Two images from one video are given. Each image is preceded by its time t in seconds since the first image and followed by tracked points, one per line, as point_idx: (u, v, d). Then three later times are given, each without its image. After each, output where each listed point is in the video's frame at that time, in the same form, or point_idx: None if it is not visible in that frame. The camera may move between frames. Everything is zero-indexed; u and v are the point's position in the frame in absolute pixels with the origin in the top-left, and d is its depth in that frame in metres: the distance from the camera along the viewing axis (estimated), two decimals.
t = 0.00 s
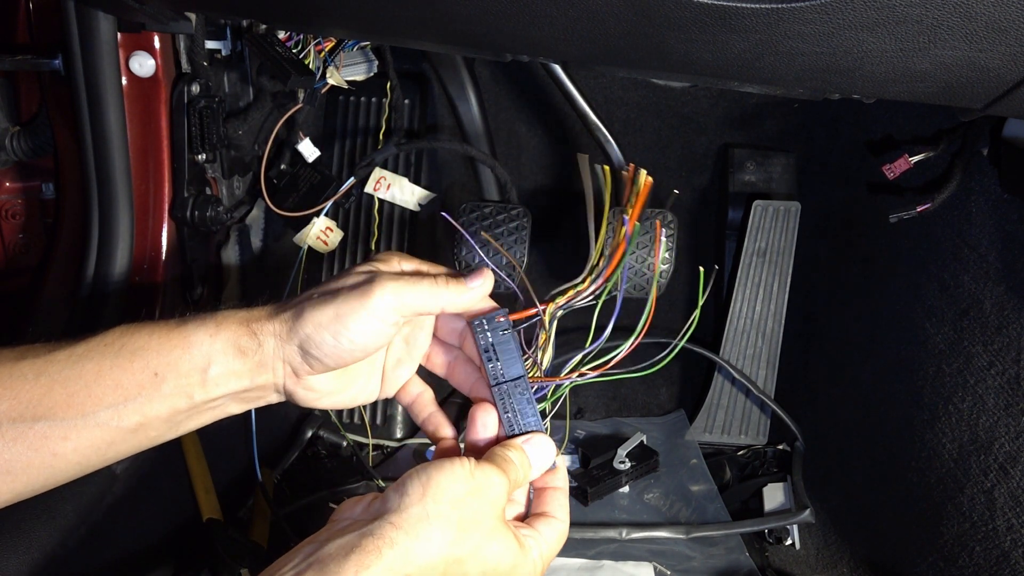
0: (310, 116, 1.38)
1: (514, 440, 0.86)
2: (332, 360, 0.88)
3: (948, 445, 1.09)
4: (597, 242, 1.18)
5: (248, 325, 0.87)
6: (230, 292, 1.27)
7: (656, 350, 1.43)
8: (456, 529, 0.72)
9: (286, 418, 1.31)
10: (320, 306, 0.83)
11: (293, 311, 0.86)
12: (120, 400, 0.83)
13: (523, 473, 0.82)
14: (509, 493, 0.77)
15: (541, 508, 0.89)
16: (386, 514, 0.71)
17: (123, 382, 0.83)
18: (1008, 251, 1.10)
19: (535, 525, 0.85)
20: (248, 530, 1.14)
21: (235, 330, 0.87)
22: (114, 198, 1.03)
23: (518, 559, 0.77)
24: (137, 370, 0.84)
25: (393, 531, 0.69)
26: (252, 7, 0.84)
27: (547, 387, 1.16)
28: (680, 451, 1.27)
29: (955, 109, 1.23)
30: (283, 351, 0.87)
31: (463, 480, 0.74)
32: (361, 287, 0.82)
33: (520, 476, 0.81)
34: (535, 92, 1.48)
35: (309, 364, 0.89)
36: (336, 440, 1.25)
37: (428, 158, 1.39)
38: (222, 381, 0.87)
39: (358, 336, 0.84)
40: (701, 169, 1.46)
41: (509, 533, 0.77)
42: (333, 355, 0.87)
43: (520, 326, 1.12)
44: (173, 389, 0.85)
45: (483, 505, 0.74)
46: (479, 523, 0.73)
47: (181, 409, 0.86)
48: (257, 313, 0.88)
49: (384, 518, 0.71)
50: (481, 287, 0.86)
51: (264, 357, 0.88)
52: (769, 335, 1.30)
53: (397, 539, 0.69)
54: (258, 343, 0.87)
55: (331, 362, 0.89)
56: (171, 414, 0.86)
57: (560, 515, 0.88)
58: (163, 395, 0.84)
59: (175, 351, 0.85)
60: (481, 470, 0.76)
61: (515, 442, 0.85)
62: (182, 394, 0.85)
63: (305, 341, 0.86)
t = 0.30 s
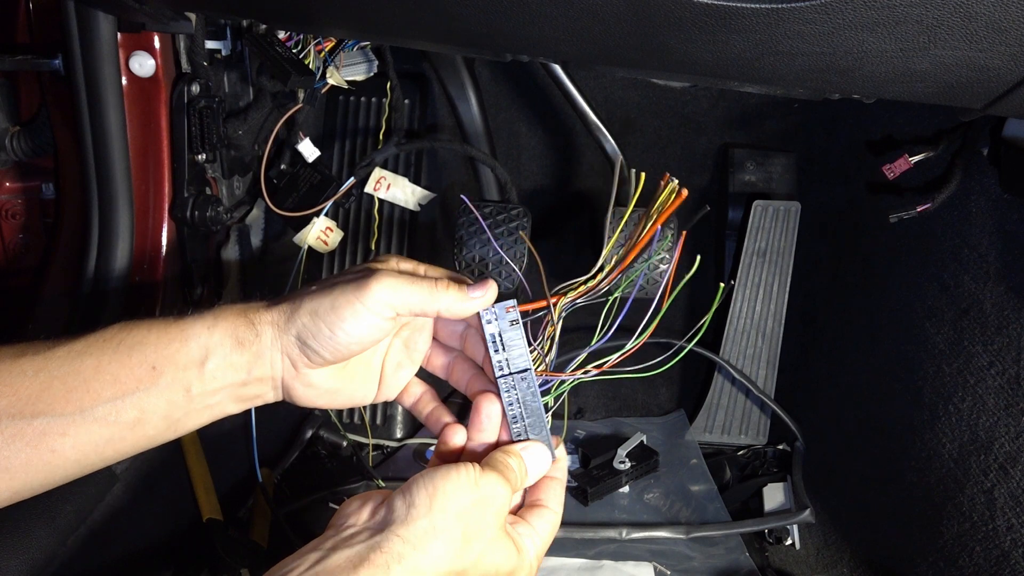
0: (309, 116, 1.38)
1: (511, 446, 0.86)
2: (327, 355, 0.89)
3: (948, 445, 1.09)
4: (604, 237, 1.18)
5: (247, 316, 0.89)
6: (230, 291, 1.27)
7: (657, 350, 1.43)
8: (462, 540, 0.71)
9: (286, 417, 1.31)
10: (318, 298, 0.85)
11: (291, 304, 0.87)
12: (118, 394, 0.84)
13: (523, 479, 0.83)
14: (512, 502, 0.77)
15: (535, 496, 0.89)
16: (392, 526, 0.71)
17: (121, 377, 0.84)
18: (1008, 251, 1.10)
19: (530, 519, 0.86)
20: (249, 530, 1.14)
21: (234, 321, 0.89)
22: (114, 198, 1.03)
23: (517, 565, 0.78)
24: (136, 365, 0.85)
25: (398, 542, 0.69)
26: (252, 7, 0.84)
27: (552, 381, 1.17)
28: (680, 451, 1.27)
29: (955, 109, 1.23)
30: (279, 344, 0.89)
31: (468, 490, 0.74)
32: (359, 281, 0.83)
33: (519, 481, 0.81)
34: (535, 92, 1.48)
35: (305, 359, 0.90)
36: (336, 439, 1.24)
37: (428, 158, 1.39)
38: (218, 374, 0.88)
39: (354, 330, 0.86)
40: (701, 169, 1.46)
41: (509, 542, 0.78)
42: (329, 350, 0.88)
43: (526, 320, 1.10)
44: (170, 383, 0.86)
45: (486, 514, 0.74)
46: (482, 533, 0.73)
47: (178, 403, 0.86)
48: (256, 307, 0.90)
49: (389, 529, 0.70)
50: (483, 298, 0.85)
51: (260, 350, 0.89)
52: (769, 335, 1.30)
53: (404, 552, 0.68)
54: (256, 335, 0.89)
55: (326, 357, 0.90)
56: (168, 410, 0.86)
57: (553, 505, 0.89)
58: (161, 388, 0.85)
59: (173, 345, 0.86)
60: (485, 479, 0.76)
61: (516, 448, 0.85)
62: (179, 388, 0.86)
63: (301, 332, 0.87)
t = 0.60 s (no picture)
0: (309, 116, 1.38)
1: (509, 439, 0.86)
2: (325, 343, 0.90)
3: (948, 445, 1.09)
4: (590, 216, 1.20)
5: (247, 305, 0.90)
6: (230, 291, 1.27)
7: (657, 350, 1.43)
8: (452, 529, 0.71)
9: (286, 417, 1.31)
10: (316, 283, 0.86)
11: (289, 290, 0.89)
12: (118, 386, 0.84)
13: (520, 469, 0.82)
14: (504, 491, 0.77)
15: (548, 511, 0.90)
16: (381, 514, 0.71)
17: (122, 368, 0.84)
18: (1008, 251, 1.10)
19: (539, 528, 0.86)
20: (249, 530, 1.14)
21: (233, 310, 0.90)
22: (114, 195, 1.03)
23: (513, 556, 0.77)
24: (136, 356, 0.85)
25: (387, 531, 0.69)
26: (252, 7, 0.84)
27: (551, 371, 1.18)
28: (680, 451, 1.27)
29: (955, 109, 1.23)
30: (279, 332, 0.90)
31: (457, 480, 0.73)
32: (356, 266, 0.84)
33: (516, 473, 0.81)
34: (535, 92, 1.48)
35: (304, 348, 0.91)
36: (336, 440, 1.24)
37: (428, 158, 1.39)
38: (218, 364, 0.89)
39: (351, 317, 0.86)
40: (701, 169, 1.46)
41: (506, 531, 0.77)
42: (327, 338, 0.89)
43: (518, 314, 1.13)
44: (170, 374, 0.86)
45: (476, 503, 0.73)
46: (473, 521, 0.73)
47: (178, 394, 0.87)
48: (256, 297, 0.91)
49: (379, 518, 0.71)
50: (475, 299, 0.85)
51: (260, 339, 0.90)
52: (769, 335, 1.30)
53: (392, 540, 0.68)
54: (255, 322, 0.90)
55: (325, 346, 0.91)
56: (168, 402, 0.87)
57: (567, 520, 0.89)
58: (161, 379, 0.86)
59: (173, 335, 0.87)
60: (475, 469, 0.75)
61: (514, 442, 0.85)
62: (179, 378, 0.87)
63: (299, 319, 0.88)
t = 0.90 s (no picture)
0: (309, 116, 1.38)
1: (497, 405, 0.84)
2: (326, 357, 0.90)
3: (948, 445, 1.09)
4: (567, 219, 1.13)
5: (250, 316, 0.91)
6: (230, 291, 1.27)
7: (657, 350, 1.43)
8: (443, 516, 0.70)
9: (286, 417, 1.31)
10: (319, 297, 0.86)
11: (292, 303, 0.89)
12: (119, 393, 0.84)
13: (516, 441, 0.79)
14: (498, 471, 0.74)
15: (539, 474, 0.87)
16: (373, 502, 0.70)
17: (122, 376, 0.85)
18: (1008, 251, 1.10)
19: (530, 499, 0.84)
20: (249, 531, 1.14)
21: (236, 320, 0.90)
22: (114, 199, 1.03)
23: (508, 539, 0.76)
24: (137, 364, 0.86)
25: (380, 522, 0.68)
26: (252, 7, 0.84)
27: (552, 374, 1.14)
28: (680, 451, 1.27)
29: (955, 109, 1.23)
30: (280, 343, 0.90)
31: (447, 466, 0.71)
32: (360, 282, 0.84)
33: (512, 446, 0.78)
34: (535, 92, 1.48)
35: (304, 360, 0.90)
36: (336, 440, 1.24)
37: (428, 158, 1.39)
38: (219, 374, 0.89)
39: (353, 332, 0.86)
40: (701, 169, 1.46)
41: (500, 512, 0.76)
42: (328, 351, 0.89)
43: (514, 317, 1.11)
44: (171, 382, 0.87)
45: (469, 488, 0.72)
46: (465, 506, 0.71)
47: (178, 404, 0.87)
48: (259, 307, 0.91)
49: (370, 506, 0.70)
50: (478, 326, 0.84)
51: (261, 349, 0.90)
52: (769, 335, 1.30)
53: (381, 528, 0.68)
54: (257, 333, 0.90)
55: (325, 360, 0.90)
56: (168, 411, 0.87)
57: (556, 480, 0.86)
58: (161, 388, 0.86)
59: (175, 344, 0.88)
60: (465, 451, 0.73)
61: (504, 408, 0.82)
62: (180, 388, 0.87)
63: (301, 331, 0.88)
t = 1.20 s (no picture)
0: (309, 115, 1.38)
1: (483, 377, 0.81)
2: (320, 354, 0.89)
3: (948, 445, 1.09)
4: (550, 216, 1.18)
5: (249, 310, 0.91)
6: (230, 291, 1.27)
7: (657, 350, 1.43)
8: (439, 507, 0.68)
9: (286, 417, 1.31)
10: (317, 293, 0.87)
11: (291, 299, 0.89)
12: (119, 387, 0.85)
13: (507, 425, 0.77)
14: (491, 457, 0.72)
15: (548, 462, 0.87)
16: (366, 497, 0.68)
17: (122, 369, 0.85)
18: (1008, 251, 1.10)
19: (537, 488, 0.83)
20: (249, 530, 1.14)
21: (236, 314, 0.91)
22: (113, 197, 1.03)
23: (506, 524, 0.75)
24: (137, 358, 0.86)
25: (374, 517, 0.66)
26: (252, 8, 0.84)
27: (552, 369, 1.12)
28: (680, 451, 1.27)
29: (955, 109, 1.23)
30: (277, 336, 0.90)
31: (438, 457, 0.69)
32: (359, 280, 0.85)
33: (501, 429, 0.76)
34: (535, 91, 1.48)
35: (298, 355, 0.90)
36: (336, 440, 1.25)
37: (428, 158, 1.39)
38: (217, 368, 0.89)
39: (347, 329, 0.86)
40: (701, 168, 1.46)
41: (496, 499, 0.74)
42: (321, 348, 0.88)
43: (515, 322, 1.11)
44: (169, 376, 0.87)
45: (462, 476, 0.70)
46: (459, 495, 0.70)
47: (177, 398, 0.87)
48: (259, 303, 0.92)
49: (364, 501, 0.68)
50: (471, 330, 0.82)
51: (258, 342, 0.90)
52: (769, 335, 1.30)
53: (377, 524, 0.66)
54: (255, 328, 0.90)
55: (320, 358, 0.90)
56: (168, 405, 0.87)
57: (565, 469, 0.86)
58: (161, 381, 0.86)
59: (175, 338, 0.88)
60: (455, 439, 0.71)
61: (490, 382, 0.80)
62: (179, 380, 0.87)
63: (296, 324, 0.88)
